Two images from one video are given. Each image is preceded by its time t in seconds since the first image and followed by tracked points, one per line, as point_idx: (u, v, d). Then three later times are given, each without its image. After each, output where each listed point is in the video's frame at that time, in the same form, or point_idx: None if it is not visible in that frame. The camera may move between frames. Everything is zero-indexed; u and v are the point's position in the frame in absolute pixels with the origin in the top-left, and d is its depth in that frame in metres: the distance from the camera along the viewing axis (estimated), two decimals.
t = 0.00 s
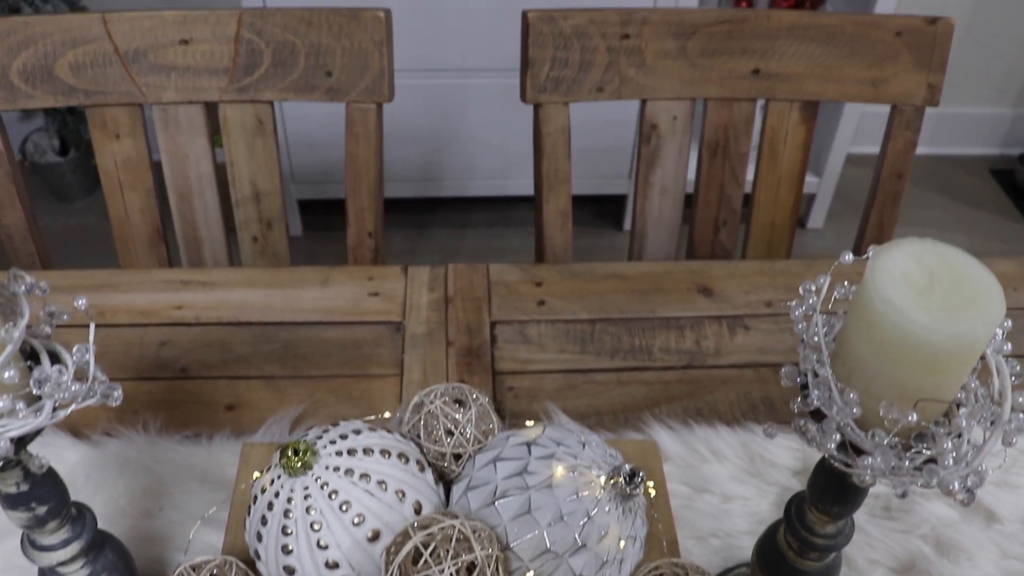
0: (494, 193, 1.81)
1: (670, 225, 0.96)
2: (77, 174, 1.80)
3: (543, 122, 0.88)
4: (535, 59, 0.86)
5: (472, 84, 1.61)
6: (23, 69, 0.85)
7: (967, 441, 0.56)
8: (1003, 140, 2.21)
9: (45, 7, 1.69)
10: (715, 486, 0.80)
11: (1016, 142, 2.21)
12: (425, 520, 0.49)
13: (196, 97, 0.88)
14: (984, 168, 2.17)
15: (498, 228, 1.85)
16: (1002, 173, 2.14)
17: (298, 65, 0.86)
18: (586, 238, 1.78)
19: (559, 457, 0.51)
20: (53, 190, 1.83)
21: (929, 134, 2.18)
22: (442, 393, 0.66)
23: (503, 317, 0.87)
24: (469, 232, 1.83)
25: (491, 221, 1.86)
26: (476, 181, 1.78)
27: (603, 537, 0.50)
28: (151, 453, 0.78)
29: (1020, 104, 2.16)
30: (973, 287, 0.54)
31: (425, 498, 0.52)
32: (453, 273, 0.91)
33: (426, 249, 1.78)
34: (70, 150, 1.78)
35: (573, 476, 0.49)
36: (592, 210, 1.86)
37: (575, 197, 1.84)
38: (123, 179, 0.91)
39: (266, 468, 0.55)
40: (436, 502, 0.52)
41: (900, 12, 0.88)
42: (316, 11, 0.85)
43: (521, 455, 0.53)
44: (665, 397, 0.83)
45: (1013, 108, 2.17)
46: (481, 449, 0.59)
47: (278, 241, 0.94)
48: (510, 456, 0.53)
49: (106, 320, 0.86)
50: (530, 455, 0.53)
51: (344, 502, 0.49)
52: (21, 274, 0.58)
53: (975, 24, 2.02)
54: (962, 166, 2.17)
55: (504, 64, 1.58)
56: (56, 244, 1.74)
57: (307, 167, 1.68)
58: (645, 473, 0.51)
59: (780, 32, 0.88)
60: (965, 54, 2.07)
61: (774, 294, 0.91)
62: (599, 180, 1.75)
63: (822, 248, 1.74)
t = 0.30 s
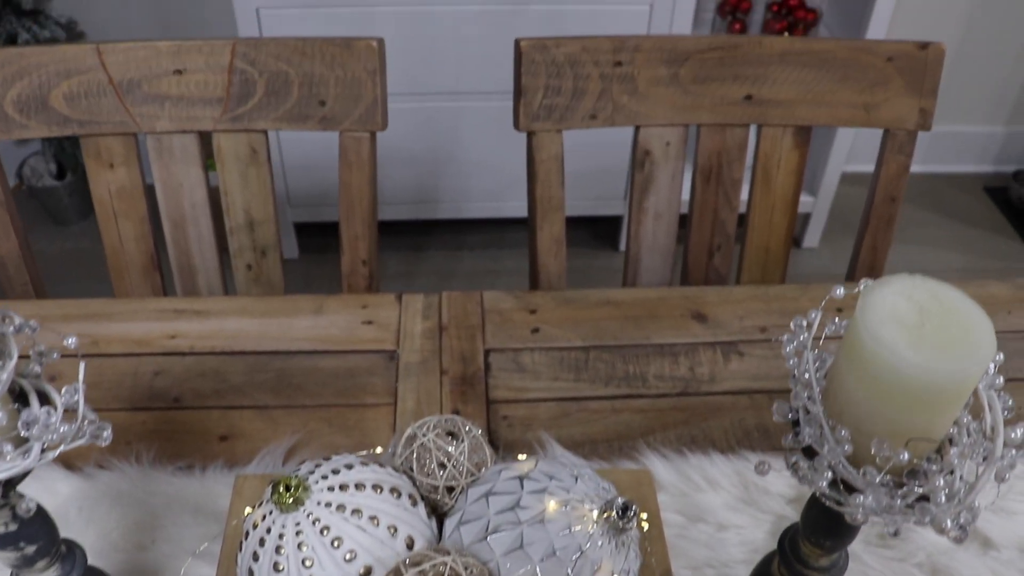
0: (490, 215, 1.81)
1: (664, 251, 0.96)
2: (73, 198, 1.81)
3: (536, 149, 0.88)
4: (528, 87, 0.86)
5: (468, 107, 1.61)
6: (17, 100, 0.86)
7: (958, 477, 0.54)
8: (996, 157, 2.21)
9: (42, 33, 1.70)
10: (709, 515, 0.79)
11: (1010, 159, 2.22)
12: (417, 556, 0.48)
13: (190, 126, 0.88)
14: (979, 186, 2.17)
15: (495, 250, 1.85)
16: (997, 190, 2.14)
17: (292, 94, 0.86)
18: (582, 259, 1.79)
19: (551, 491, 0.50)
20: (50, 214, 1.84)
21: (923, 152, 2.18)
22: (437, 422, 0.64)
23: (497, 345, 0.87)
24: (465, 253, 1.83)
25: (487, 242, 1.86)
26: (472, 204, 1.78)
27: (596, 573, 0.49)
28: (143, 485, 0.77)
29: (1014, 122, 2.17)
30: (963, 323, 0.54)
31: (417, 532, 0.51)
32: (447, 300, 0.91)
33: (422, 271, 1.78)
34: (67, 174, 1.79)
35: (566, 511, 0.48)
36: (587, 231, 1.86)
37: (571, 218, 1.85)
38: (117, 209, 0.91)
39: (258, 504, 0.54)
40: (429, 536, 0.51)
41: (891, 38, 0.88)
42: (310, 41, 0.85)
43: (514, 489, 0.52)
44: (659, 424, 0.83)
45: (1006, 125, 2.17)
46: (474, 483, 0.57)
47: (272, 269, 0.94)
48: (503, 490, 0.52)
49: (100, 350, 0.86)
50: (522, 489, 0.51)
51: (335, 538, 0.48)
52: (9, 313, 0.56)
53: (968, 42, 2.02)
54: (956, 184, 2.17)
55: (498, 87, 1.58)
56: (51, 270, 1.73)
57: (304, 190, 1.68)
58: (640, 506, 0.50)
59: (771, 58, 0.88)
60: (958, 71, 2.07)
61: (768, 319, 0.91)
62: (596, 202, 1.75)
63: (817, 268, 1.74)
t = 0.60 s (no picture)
0: (485, 235, 1.81)
1: (659, 273, 0.95)
2: (68, 219, 1.80)
3: (529, 173, 0.88)
4: (520, 111, 0.86)
5: (463, 127, 1.61)
6: (8, 125, 0.85)
7: (950, 508, 0.54)
8: (992, 173, 2.21)
9: (38, 53, 1.71)
10: (704, 540, 0.76)
11: (1005, 175, 2.21)
12: None
13: (182, 150, 0.88)
14: (975, 202, 2.17)
15: (490, 269, 1.85)
16: (993, 206, 2.14)
17: (284, 118, 0.86)
18: (578, 278, 1.78)
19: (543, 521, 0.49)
20: (45, 234, 1.84)
21: (919, 169, 2.18)
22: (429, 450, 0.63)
23: (491, 369, 0.87)
24: (461, 272, 1.83)
25: (483, 260, 1.86)
26: (467, 224, 1.78)
27: None
28: (135, 513, 0.76)
29: (1009, 138, 2.17)
30: (953, 354, 0.53)
31: (408, 563, 0.50)
32: (440, 324, 0.91)
33: (417, 290, 1.78)
34: (61, 195, 1.79)
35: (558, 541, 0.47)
36: (583, 250, 1.86)
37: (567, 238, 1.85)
38: (108, 232, 0.91)
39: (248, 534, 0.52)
40: (420, 567, 0.50)
41: (883, 59, 0.89)
42: (302, 65, 0.85)
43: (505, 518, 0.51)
44: (653, 448, 0.83)
45: (1001, 141, 2.17)
46: (467, 511, 0.56)
47: (266, 293, 0.94)
48: (495, 519, 0.50)
49: (92, 375, 0.85)
50: (514, 519, 0.50)
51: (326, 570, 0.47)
52: None
53: (961, 58, 2.03)
54: (952, 200, 2.17)
55: (492, 106, 1.59)
56: (45, 291, 1.73)
57: (299, 211, 1.68)
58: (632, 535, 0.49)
59: (764, 80, 0.88)
60: (952, 88, 2.07)
61: (763, 342, 0.91)
62: (592, 221, 1.75)
63: (813, 285, 1.74)
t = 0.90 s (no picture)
0: (481, 251, 1.81)
1: (653, 292, 0.95)
2: (63, 236, 1.81)
3: (521, 195, 0.88)
4: (512, 133, 0.86)
5: (458, 145, 1.61)
6: None
7: (940, 540, 0.54)
8: (987, 186, 2.21)
9: (33, 71, 1.71)
10: (698, 563, 0.74)
11: (999, 189, 2.22)
12: None
13: (175, 173, 0.88)
14: (970, 216, 2.17)
15: (486, 285, 1.85)
16: (989, 220, 2.14)
17: (276, 141, 0.86)
18: (574, 293, 1.79)
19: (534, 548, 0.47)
20: (39, 251, 1.84)
21: (913, 183, 2.19)
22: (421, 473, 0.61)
23: (484, 392, 0.87)
24: (457, 288, 1.84)
25: (479, 277, 1.86)
26: (462, 241, 1.78)
27: None
28: (125, 538, 0.75)
29: (1003, 152, 2.17)
30: (942, 384, 0.53)
31: None
32: (433, 346, 0.91)
33: (413, 306, 1.78)
34: (56, 212, 1.80)
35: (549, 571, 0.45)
36: (579, 266, 1.87)
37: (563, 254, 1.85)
38: (101, 254, 0.91)
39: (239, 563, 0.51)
40: None
41: (875, 80, 0.89)
42: (294, 88, 0.85)
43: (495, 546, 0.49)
44: (647, 471, 0.82)
45: (995, 155, 2.17)
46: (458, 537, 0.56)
47: (259, 314, 0.94)
48: (485, 547, 0.48)
49: (84, 399, 0.85)
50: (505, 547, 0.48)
51: None
52: None
53: (955, 72, 2.03)
54: (947, 214, 2.17)
55: (487, 124, 1.59)
56: (41, 308, 1.73)
57: (294, 229, 1.68)
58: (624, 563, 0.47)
59: (756, 100, 0.89)
60: (946, 102, 2.08)
61: (757, 362, 0.90)
62: (588, 237, 1.75)
63: (810, 300, 1.74)
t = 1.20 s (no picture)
0: (478, 268, 1.80)
1: (648, 312, 0.95)
2: (59, 251, 1.81)
3: (516, 216, 0.88)
4: (506, 154, 0.85)
5: (454, 162, 1.61)
6: None
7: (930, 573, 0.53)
8: (985, 203, 2.21)
9: (30, 88, 1.72)
10: None
11: (996, 206, 2.22)
12: None
13: (169, 193, 0.88)
14: (967, 233, 2.17)
15: (482, 302, 1.85)
16: (986, 237, 2.14)
17: (270, 161, 0.86)
18: (571, 310, 1.79)
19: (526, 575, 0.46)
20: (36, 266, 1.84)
21: (910, 201, 2.18)
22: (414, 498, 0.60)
23: (478, 413, 0.86)
24: (453, 304, 1.83)
25: (476, 294, 1.86)
26: (459, 258, 1.78)
27: None
28: (116, 560, 0.74)
29: (1000, 169, 2.17)
30: (933, 415, 0.52)
31: None
32: (428, 367, 0.91)
33: (410, 323, 1.77)
34: (53, 228, 1.80)
35: None
36: (576, 283, 1.87)
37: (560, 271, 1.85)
38: (95, 274, 0.91)
39: None
40: None
41: (869, 101, 0.89)
42: (288, 108, 0.85)
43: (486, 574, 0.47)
44: (640, 494, 0.81)
45: (992, 172, 2.17)
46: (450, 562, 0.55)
47: (253, 333, 0.93)
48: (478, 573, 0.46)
49: (77, 419, 0.85)
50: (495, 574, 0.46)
51: None
52: None
53: (951, 89, 2.03)
54: (944, 231, 2.17)
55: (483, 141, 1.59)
56: (37, 324, 1.73)
57: (291, 246, 1.68)
58: None
59: (751, 121, 0.89)
60: (944, 118, 2.08)
61: (752, 384, 0.90)
62: (584, 254, 1.75)
63: (807, 317, 1.74)
